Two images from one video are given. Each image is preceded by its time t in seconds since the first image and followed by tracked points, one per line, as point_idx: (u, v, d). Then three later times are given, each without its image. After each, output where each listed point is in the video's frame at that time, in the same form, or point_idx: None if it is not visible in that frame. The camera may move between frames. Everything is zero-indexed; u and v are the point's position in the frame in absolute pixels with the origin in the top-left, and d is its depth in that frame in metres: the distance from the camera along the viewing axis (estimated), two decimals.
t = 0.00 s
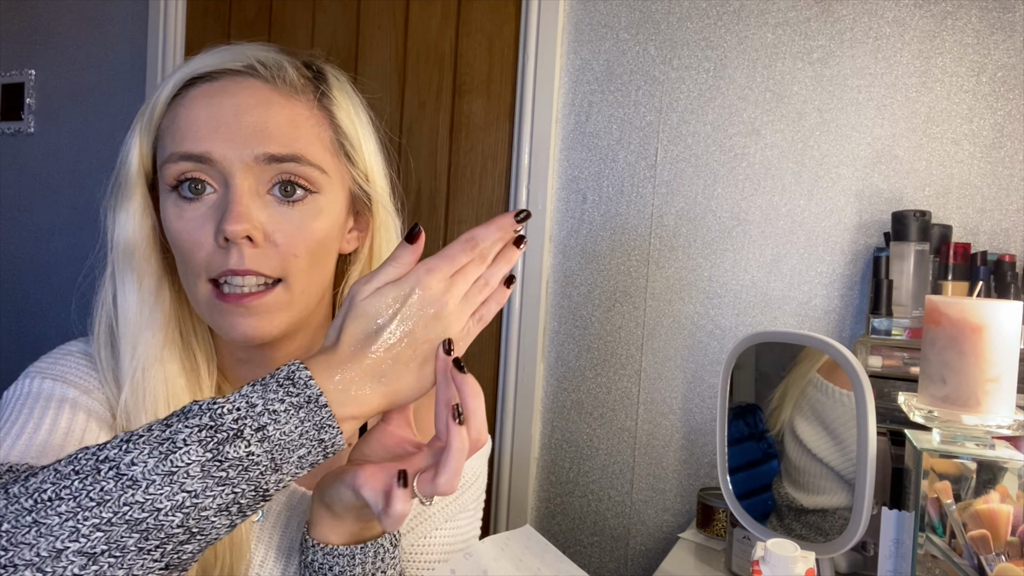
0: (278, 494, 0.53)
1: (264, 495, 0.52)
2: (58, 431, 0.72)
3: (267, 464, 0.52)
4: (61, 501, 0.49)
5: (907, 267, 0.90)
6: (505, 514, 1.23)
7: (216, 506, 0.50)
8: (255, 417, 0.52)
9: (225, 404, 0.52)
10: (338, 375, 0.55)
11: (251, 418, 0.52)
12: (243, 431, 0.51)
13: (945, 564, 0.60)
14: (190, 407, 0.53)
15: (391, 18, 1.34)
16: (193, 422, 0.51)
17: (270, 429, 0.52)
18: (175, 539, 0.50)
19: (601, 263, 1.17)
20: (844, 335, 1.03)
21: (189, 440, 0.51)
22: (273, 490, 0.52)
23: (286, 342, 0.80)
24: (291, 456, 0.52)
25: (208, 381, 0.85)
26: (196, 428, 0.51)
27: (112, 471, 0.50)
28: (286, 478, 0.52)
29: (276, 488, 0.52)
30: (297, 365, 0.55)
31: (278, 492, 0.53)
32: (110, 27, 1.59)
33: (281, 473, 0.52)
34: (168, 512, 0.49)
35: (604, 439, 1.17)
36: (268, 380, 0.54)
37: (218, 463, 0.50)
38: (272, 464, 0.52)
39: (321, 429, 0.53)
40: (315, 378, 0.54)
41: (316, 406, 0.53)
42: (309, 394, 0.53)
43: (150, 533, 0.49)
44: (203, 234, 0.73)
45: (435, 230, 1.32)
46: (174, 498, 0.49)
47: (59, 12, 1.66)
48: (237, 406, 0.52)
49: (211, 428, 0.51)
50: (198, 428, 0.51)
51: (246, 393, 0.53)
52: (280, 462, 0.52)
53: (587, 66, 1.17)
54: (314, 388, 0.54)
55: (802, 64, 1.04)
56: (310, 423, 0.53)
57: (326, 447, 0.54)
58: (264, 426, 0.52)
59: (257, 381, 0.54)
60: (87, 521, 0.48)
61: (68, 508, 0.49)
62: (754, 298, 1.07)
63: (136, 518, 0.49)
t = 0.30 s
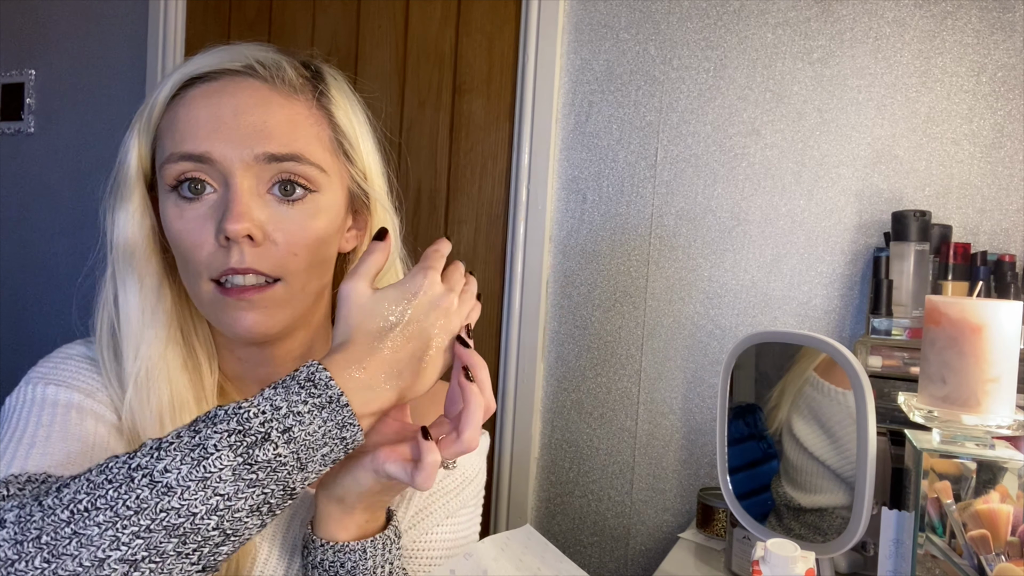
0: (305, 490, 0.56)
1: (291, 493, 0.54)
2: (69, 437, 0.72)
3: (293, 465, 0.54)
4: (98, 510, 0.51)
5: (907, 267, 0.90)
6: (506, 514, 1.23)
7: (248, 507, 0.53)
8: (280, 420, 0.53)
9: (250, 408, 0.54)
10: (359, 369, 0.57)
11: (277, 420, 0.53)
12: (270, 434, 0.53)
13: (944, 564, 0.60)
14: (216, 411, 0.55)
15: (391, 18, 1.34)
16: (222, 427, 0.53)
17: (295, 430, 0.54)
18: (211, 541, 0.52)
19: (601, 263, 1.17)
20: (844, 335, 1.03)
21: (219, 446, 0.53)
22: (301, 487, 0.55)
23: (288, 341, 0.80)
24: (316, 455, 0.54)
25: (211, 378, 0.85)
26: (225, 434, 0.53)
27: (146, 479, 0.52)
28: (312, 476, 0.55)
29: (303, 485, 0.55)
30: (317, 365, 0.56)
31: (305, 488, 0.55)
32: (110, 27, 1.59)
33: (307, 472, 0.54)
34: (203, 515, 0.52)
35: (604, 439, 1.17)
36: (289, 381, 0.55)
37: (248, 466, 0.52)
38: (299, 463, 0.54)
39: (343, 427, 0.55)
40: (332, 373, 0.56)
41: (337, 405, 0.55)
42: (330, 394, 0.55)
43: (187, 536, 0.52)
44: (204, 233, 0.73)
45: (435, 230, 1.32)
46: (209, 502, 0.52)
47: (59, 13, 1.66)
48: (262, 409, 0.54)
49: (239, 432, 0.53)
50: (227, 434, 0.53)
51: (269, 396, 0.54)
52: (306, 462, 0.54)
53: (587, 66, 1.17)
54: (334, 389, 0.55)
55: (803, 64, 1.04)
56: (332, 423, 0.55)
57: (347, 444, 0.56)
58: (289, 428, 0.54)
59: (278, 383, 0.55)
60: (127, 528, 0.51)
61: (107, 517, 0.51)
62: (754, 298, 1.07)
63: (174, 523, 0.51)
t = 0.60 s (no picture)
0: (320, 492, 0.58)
1: (307, 496, 0.57)
2: (80, 452, 0.71)
3: (307, 470, 0.56)
4: (122, 533, 0.53)
5: (907, 267, 0.90)
6: (506, 514, 1.23)
7: (267, 515, 0.56)
8: (290, 429, 0.56)
9: (259, 418, 0.56)
10: (360, 375, 0.59)
11: (288, 429, 0.56)
12: (282, 443, 0.55)
13: (944, 564, 0.60)
14: (227, 424, 0.57)
15: (391, 18, 1.34)
16: (235, 440, 0.56)
17: (306, 437, 0.56)
18: (234, 550, 0.55)
19: (601, 263, 1.17)
20: (844, 335, 1.03)
21: (234, 459, 0.55)
22: (316, 490, 0.58)
23: (289, 340, 0.80)
24: (328, 459, 0.57)
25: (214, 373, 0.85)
26: (238, 447, 0.55)
27: (167, 498, 0.54)
28: (326, 479, 0.57)
29: (318, 489, 0.57)
30: (322, 371, 0.58)
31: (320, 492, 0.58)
32: (110, 27, 1.59)
33: (321, 476, 0.57)
34: (225, 528, 0.55)
35: (604, 439, 1.17)
36: (295, 389, 0.57)
37: (264, 477, 0.55)
38: (312, 468, 0.56)
39: (352, 429, 0.57)
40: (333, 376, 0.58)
41: (345, 409, 0.57)
42: (337, 399, 0.57)
43: (211, 549, 0.55)
44: (203, 232, 0.73)
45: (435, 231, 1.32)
46: (229, 515, 0.55)
47: (59, 13, 1.66)
48: (272, 419, 0.56)
49: (252, 444, 0.55)
50: (240, 446, 0.55)
51: (276, 405, 0.57)
52: (318, 466, 0.56)
53: (587, 66, 1.17)
54: (340, 393, 0.57)
55: (802, 64, 1.04)
56: (340, 426, 0.57)
57: (356, 445, 0.58)
58: (300, 436, 0.56)
59: (286, 390, 0.58)
60: (154, 548, 0.53)
61: (132, 540, 0.53)
62: (754, 298, 1.07)
63: (197, 538, 0.54)
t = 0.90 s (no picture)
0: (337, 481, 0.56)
1: (325, 485, 0.55)
2: (86, 443, 0.71)
3: (323, 456, 0.54)
4: (130, 516, 0.52)
5: (907, 267, 0.90)
6: (506, 515, 1.23)
7: (280, 502, 0.54)
8: (307, 413, 0.54)
9: (276, 401, 0.54)
10: (387, 355, 0.56)
11: (304, 413, 0.54)
12: (297, 428, 0.54)
13: (945, 564, 0.60)
14: (243, 407, 0.55)
15: (391, 18, 1.34)
16: (248, 424, 0.54)
17: (323, 423, 0.54)
18: (246, 538, 0.54)
19: (601, 263, 1.17)
20: (844, 335, 1.03)
21: (246, 443, 0.53)
22: (333, 479, 0.56)
23: (291, 339, 0.80)
24: (346, 446, 0.55)
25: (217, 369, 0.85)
26: (252, 431, 0.54)
27: (176, 482, 0.53)
28: (343, 466, 0.55)
29: (335, 476, 0.55)
30: (343, 353, 0.56)
31: (337, 480, 0.56)
32: (110, 27, 1.59)
33: (338, 463, 0.55)
34: (235, 515, 0.53)
35: (604, 439, 1.17)
36: (314, 371, 0.55)
37: (277, 462, 0.53)
38: (328, 455, 0.55)
39: (372, 415, 0.55)
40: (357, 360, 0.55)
41: (365, 394, 0.55)
42: (358, 382, 0.55)
43: (221, 537, 0.53)
44: (205, 231, 0.73)
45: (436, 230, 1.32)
46: (240, 501, 0.53)
47: (59, 13, 1.66)
48: (288, 403, 0.54)
49: (266, 428, 0.53)
50: (253, 430, 0.54)
51: (294, 389, 0.55)
52: (336, 452, 0.55)
53: (587, 66, 1.17)
54: (362, 376, 0.55)
55: (802, 64, 1.04)
56: (360, 412, 0.55)
57: (378, 432, 0.56)
58: (317, 421, 0.54)
59: (304, 374, 0.55)
60: (161, 532, 0.52)
61: (140, 523, 0.52)
62: (754, 298, 1.07)
63: (207, 524, 0.53)
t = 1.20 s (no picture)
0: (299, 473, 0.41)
1: (281, 473, 0.40)
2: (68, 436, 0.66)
3: (279, 435, 0.40)
4: (31, 485, 0.37)
5: (907, 267, 0.90)
6: (506, 515, 1.23)
7: (218, 487, 0.38)
8: (261, 377, 0.40)
9: (224, 361, 0.41)
10: (377, 320, 0.43)
11: (257, 377, 0.40)
12: (245, 395, 0.39)
13: (945, 564, 0.60)
14: (189, 367, 0.41)
15: (391, 18, 1.34)
16: (187, 386, 0.40)
17: (279, 395, 0.40)
18: (173, 528, 0.38)
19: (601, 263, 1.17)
20: (844, 335, 1.03)
21: (178, 409, 0.39)
22: (292, 469, 0.41)
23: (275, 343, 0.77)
24: (310, 425, 0.40)
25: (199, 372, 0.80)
26: (187, 395, 0.39)
27: (89, 447, 0.37)
28: (305, 452, 0.41)
29: (293, 466, 0.41)
30: (319, 315, 0.43)
31: (300, 470, 0.41)
32: (111, 27, 1.59)
33: (298, 447, 0.40)
34: (156, 496, 0.37)
35: (604, 439, 1.17)
36: (280, 333, 0.42)
37: (215, 436, 0.38)
38: (286, 435, 0.40)
39: (346, 392, 0.41)
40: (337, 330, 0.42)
41: (337, 361, 0.41)
42: (329, 348, 0.41)
43: (138, 522, 0.37)
44: (191, 223, 0.70)
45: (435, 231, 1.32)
46: (164, 479, 0.37)
47: (59, 13, 1.66)
48: (239, 365, 0.40)
49: (206, 392, 0.39)
50: (189, 394, 0.39)
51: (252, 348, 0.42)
52: (296, 433, 0.40)
53: (587, 66, 1.17)
54: (335, 340, 0.42)
55: (802, 64, 1.04)
56: (332, 384, 0.41)
57: (356, 413, 0.42)
58: (272, 389, 0.40)
59: (267, 336, 0.43)
60: (65, 507, 0.36)
61: (40, 495, 0.36)
62: (754, 298, 1.07)
63: (119, 504, 0.37)
